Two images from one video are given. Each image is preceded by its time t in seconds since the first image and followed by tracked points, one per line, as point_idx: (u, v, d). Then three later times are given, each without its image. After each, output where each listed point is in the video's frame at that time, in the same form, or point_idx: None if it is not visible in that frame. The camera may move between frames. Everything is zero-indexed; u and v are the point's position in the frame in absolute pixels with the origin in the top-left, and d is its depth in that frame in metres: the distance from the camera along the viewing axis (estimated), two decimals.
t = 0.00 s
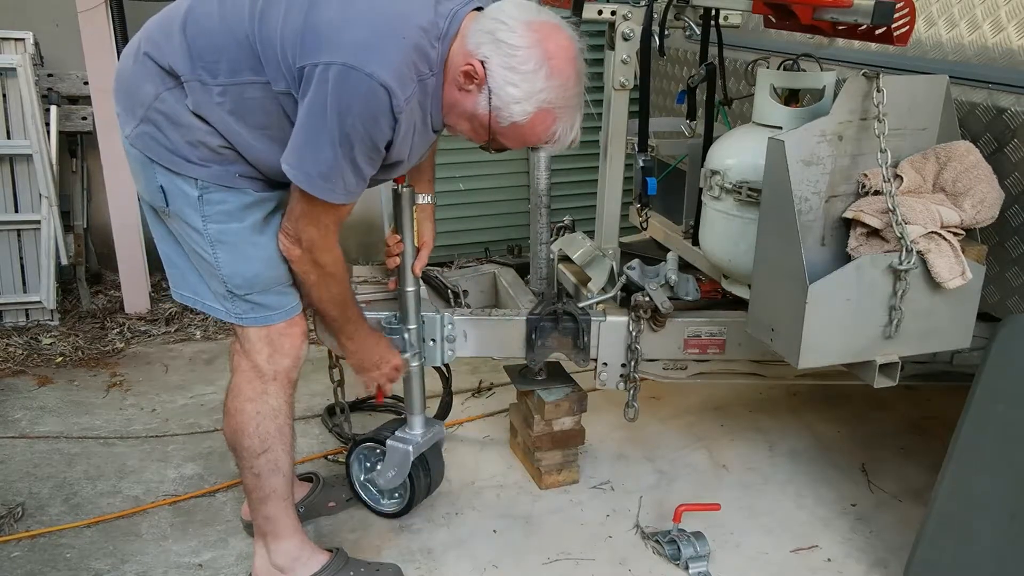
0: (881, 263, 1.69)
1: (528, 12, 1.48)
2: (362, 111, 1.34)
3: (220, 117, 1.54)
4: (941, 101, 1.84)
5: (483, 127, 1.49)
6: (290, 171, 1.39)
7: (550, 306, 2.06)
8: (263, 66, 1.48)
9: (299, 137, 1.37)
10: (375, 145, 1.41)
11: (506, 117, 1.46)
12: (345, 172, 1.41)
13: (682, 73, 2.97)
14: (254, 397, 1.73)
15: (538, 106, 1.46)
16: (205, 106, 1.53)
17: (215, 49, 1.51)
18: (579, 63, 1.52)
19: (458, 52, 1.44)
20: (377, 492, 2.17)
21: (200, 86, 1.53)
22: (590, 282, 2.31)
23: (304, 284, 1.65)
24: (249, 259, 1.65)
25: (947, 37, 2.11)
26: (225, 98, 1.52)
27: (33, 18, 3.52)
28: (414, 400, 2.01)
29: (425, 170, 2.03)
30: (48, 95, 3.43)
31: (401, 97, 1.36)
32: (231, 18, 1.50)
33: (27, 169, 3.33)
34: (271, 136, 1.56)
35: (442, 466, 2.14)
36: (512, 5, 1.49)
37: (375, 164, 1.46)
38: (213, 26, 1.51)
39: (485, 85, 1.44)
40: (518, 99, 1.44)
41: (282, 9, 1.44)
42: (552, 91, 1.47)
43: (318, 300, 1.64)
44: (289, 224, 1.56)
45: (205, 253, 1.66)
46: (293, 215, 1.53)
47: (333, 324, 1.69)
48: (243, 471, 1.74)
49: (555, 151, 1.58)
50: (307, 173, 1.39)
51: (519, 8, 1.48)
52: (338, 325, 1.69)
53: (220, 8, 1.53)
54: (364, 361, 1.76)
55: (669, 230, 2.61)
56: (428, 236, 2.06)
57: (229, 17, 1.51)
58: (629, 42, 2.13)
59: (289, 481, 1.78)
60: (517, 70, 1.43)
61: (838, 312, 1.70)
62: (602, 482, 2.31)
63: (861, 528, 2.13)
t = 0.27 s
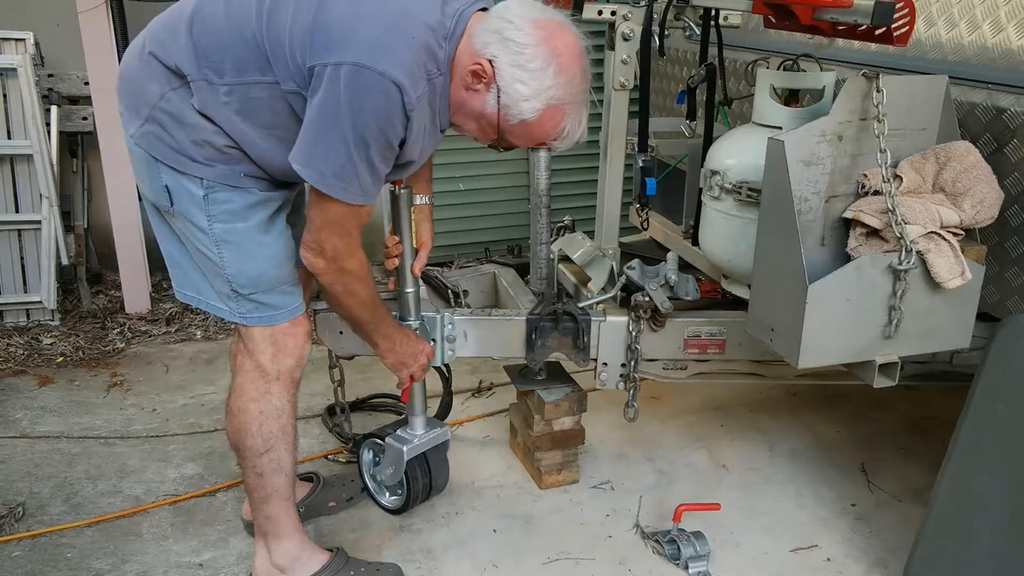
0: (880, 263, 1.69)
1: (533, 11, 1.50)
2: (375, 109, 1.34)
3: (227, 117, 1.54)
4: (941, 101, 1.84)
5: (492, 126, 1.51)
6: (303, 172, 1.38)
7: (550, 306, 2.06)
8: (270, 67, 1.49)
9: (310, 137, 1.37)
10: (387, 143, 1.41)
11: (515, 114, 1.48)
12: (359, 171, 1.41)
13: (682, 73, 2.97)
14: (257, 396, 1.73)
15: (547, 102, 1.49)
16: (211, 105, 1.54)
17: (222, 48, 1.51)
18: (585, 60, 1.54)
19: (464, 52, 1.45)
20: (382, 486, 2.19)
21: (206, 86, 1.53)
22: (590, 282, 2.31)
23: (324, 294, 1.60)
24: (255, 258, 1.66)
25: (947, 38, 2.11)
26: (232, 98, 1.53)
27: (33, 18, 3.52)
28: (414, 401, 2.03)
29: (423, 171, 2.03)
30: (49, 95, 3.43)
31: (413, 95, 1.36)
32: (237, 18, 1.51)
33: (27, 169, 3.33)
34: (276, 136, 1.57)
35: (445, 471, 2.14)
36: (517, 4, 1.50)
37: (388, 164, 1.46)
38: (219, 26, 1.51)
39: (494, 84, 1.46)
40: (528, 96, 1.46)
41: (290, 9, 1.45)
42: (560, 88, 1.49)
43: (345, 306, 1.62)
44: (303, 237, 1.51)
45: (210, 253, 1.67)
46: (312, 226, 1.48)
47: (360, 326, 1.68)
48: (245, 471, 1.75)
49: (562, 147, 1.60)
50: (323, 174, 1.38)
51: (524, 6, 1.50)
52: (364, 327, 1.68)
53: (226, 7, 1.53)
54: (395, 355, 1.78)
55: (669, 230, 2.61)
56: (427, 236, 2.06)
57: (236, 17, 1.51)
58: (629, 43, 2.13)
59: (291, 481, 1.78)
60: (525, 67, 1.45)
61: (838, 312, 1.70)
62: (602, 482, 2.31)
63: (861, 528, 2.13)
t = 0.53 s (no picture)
0: (880, 263, 1.69)
1: (538, 14, 1.51)
2: (385, 112, 1.34)
3: (230, 117, 1.54)
4: (941, 101, 1.84)
5: (498, 129, 1.53)
6: (314, 176, 1.38)
7: (550, 306, 2.06)
8: (274, 68, 1.49)
9: (321, 141, 1.37)
10: (397, 146, 1.41)
11: (522, 118, 1.49)
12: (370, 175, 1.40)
13: (682, 73, 2.97)
14: (259, 397, 1.73)
15: (553, 105, 1.50)
16: (214, 106, 1.54)
17: (226, 49, 1.51)
18: (588, 61, 1.56)
19: (469, 57, 1.46)
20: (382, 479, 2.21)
21: (210, 87, 1.53)
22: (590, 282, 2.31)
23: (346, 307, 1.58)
24: (258, 258, 1.66)
25: (947, 38, 2.11)
26: (235, 99, 1.53)
27: (33, 18, 3.52)
28: (412, 401, 2.03)
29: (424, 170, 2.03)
30: (49, 95, 3.43)
31: (421, 98, 1.37)
32: (241, 19, 1.51)
33: (27, 169, 3.33)
34: (279, 136, 1.57)
35: (439, 478, 2.10)
36: (521, 7, 1.51)
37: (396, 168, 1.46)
38: (223, 27, 1.51)
39: (500, 88, 1.47)
40: (534, 100, 1.48)
41: (294, 10, 1.45)
42: (565, 91, 1.51)
43: (369, 317, 1.61)
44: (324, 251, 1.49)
45: (212, 252, 1.67)
46: (334, 238, 1.47)
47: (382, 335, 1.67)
48: (246, 470, 1.75)
49: (567, 148, 1.62)
50: (333, 178, 1.38)
51: (528, 10, 1.51)
52: (384, 337, 1.67)
53: (229, 8, 1.53)
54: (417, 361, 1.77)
55: (669, 230, 2.61)
56: (429, 236, 2.06)
57: (239, 18, 1.51)
58: (629, 43, 2.13)
59: (292, 480, 1.78)
60: (531, 72, 1.46)
61: (838, 313, 1.70)
62: (602, 482, 2.31)
63: (861, 528, 2.13)
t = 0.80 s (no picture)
0: (880, 263, 1.69)
1: (538, 18, 1.51)
2: (388, 115, 1.34)
3: (232, 118, 1.54)
4: (941, 101, 1.84)
5: (499, 132, 1.53)
6: (319, 180, 1.38)
7: (550, 306, 2.06)
8: (276, 70, 1.49)
9: (326, 145, 1.37)
10: (401, 148, 1.41)
11: (523, 120, 1.49)
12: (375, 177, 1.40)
13: (682, 73, 2.97)
14: (261, 397, 1.73)
15: (554, 108, 1.50)
16: (216, 107, 1.54)
17: (227, 50, 1.51)
18: (588, 64, 1.56)
19: (471, 60, 1.46)
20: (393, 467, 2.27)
21: (212, 88, 1.53)
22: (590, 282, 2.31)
23: (353, 313, 1.59)
24: (261, 258, 1.66)
25: (947, 38, 2.10)
26: (237, 101, 1.53)
27: (33, 18, 3.52)
28: (412, 400, 2.04)
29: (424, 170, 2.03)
30: (49, 95, 3.43)
31: (424, 101, 1.37)
32: (242, 20, 1.50)
33: (27, 169, 3.33)
34: (282, 136, 1.57)
35: (438, 480, 2.14)
36: (521, 11, 1.51)
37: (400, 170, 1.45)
38: (224, 28, 1.51)
39: (501, 91, 1.48)
40: (535, 103, 1.48)
41: (297, 12, 1.45)
42: (567, 94, 1.51)
43: (377, 321, 1.61)
44: (331, 259, 1.49)
45: (215, 252, 1.67)
46: (342, 244, 1.47)
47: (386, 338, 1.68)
48: (248, 470, 1.75)
49: (569, 150, 1.62)
50: (337, 181, 1.38)
51: (529, 13, 1.51)
52: (393, 338, 1.68)
53: (230, 9, 1.53)
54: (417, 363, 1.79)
55: (669, 230, 2.61)
56: (430, 236, 2.07)
57: (240, 19, 1.51)
58: (629, 43, 2.13)
59: (293, 480, 1.78)
60: (532, 75, 1.47)
61: (838, 314, 1.70)
62: (602, 482, 2.31)
63: (861, 528, 2.13)
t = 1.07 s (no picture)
0: (880, 263, 1.69)
1: (540, 14, 1.51)
2: (389, 114, 1.35)
3: (234, 119, 1.54)
4: (941, 101, 1.84)
5: (503, 128, 1.53)
6: (319, 177, 1.38)
7: (550, 306, 2.06)
8: (277, 70, 1.49)
9: (326, 142, 1.37)
10: (402, 146, 1.41)
11: (527, 116, 1.49)
12: (376, 175, 1.41)
13: (682, 73, 2.97)
14: (263, 397, 1.73)
15: (558, 103, 1.50)
16: (217, 108, 1.54)
17: (228, 51, 1.51)
18: (591, 59, 1.56)
19: (473, 57, 1.47)
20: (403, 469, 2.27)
21: (213, 89, 1.53)
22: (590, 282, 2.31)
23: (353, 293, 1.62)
24: (263, 258, 1.66)
25: (947, 38, 2.10)
26: (238, 101, 1.53)
27: (33, 18, 3.52)
28: (411, 400, 2.04)
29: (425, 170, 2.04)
30: (48, 95, 3.43)
31: (426, 99, 1.37)
32: (244, 20, 1.50)
33: (27, 169, 3.33)
34: (282, 137, 1.57)
35: (430, 486, 2.09)
36: (523, 7, 1.51)
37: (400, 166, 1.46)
38: (225, 29, 1.51)
39: (504, 87, 1.48)
40: (539, 98, 1.48)
41: (299, 13, 1.45)
42: (570, 89, 1.51)
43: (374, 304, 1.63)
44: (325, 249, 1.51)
45: (216, 253, 1.66)
46: (334, 235, 1.47)
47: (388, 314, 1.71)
48: (249, 470, 1.75)
49: (573, 145, 1.62)
50: (338, 178, 1.38)
51: (531, 9, 1.51)
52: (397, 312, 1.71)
53: (231, 10, 1.52)
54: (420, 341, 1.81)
55: (669, 230, 2.61)
56: (431, 235, 2.07)
57: (242, 19, 1.51)
58: (629, 43, 2.13)
59: (294, 480, 1.78)
60: (535, 70, 1.46)
61: (838, 314, 1.70)
62: (602, 482, 2.31)
63: (861, 528, 2.13)
